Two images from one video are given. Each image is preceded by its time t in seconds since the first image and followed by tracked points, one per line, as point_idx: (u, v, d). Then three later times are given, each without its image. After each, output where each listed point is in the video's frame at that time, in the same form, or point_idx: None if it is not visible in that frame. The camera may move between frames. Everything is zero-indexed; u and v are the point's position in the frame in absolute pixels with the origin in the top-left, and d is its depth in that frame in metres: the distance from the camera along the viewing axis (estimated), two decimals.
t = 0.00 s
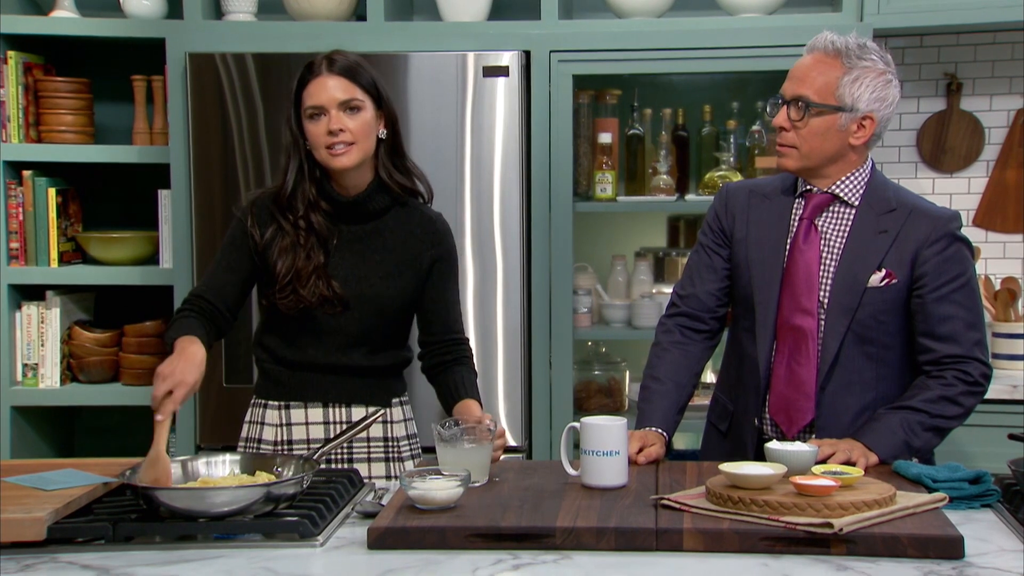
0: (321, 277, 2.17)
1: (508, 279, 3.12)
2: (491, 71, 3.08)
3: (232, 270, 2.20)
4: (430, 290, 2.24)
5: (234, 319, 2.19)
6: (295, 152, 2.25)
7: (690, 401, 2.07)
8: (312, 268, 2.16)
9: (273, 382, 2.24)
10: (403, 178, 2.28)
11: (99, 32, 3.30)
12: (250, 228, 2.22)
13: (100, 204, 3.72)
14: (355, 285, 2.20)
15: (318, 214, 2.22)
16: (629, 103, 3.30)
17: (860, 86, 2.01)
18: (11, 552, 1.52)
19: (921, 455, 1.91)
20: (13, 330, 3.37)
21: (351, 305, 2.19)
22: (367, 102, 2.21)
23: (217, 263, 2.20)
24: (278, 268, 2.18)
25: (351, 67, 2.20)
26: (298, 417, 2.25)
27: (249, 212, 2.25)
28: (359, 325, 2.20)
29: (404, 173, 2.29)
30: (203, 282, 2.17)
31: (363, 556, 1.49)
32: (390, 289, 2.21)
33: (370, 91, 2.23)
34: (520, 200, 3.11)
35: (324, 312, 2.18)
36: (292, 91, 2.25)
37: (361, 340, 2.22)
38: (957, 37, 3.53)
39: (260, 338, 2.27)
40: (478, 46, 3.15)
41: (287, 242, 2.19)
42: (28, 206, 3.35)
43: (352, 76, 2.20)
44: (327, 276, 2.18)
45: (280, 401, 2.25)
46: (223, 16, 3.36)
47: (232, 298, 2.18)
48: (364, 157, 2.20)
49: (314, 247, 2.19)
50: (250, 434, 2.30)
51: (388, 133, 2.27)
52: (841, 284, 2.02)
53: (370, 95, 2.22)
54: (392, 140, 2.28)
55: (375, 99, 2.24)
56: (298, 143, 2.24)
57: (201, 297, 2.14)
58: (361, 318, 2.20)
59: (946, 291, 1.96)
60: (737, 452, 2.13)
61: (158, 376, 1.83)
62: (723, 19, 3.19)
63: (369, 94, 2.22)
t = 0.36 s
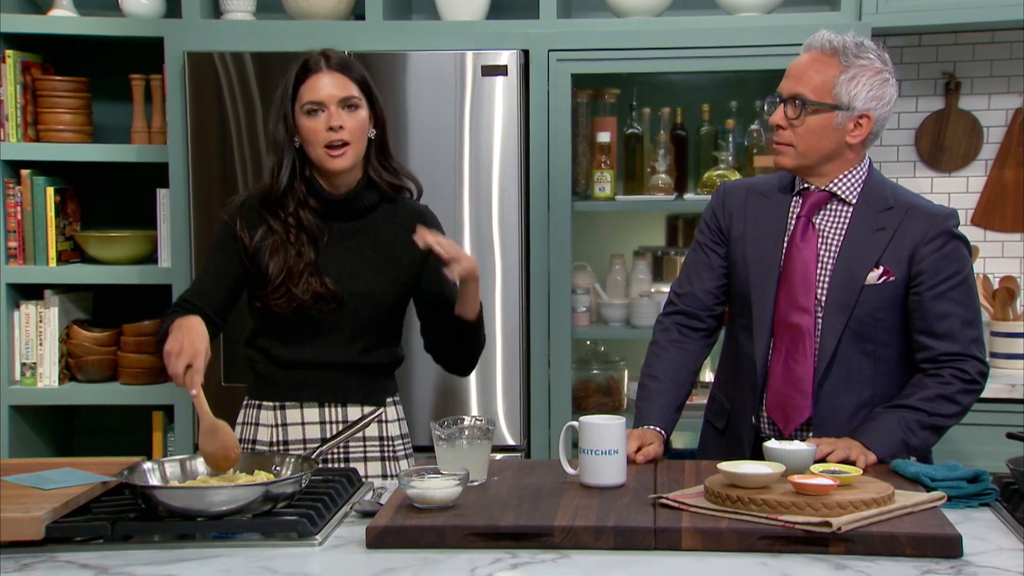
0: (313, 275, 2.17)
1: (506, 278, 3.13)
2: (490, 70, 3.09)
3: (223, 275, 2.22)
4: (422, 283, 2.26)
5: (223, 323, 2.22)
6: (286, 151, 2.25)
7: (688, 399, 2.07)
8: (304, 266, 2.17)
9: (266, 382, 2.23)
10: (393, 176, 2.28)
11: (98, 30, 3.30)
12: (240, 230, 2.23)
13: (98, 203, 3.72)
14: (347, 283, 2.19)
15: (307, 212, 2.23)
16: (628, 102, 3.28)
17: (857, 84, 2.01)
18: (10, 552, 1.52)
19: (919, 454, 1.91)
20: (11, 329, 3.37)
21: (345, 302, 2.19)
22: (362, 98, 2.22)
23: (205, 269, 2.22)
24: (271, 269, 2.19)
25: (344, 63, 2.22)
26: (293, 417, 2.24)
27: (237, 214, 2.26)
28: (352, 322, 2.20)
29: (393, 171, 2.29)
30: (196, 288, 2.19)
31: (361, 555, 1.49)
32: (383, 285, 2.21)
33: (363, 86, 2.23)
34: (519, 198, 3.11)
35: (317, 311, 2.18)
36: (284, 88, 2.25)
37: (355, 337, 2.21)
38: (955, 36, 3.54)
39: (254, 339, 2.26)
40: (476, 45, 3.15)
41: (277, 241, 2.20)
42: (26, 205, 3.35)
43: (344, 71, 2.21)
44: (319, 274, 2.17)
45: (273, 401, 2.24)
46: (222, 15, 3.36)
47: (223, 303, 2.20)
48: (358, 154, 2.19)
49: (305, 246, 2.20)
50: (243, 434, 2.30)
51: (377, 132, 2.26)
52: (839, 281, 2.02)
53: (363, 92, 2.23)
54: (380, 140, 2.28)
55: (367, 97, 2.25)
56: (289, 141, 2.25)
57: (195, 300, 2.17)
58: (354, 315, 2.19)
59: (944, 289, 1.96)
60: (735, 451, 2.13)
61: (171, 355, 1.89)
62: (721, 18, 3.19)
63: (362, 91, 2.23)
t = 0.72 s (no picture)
0: (305, 274, 2.17)
1: (506, 277, 3.13)
2: (489, 70, 3.09)
3: (219, 275, 2.23)
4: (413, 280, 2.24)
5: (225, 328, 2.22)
6: (282, 150, 2.26)
7: (687, 399, 2.07)
8: (297, 263, 2.17)
9: (260, 381, 2.24)
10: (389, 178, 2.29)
11: (98, 31, 3.30)
12: (234, 229, 2.24)
13: (98, 202, 3.72)
14: (339, 281, 2.20)
15: (302, 211, 2.24)
16: (627, 102, 3.28)
17: (854, 85, 2.01)
18: (9, 552, 1.52)
19: (919, 455, 1.91)
20: (11, 330, 3.37)
21: (337, 301, 2.18)
22: (357, 96, 2.22)
23: (203, 268, 2.24)
24: (263, 268, 2.19)
25: (342, 62, 2.23)
26: (285, 417, 2.23)
27: (233, 214, 2.27)
28: (346, 321, 2.19)
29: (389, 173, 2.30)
30: (193, 290, 2.20)
31: (361, 555, 1.49)
32: (377, 284, 2.21)
33: (360, 85, 2.24)
34: (519, 198, 3.11)
35: (310, 309, 2.18)
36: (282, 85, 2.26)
37: (349, 336, 2.20)
38: (955, 36, 3.54)
39: (249, 339, 2.26)
40: (476, 45, 3.15)
41: (266, 239, 2.20)
42: (26, 206, 3.35)
43: (341, 69, 2.22)
44: (312, 272, 2.18)
45: (266, 401, 2.23)
46: (221, 15, 3.36)
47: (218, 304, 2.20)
48: (353, 152, 2.19)
49: (298, 243, 2.20)
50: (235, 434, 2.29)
51: (375, 132, 2.27)
52: (837, 281, 2.03)
53: (359, 90, 2.24)
54: (378, 141, 2.28)
55: (364, 97, 2.25)
56: (284, 140, 2.26)
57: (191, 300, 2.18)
58: (348, 314, 2.19)
59: (942, 289, 1.96)
60: (734, 451, 2.13)
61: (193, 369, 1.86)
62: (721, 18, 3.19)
63: (358, 90, 2.23)
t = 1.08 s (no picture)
0: (305, 277, 2.17)
1: (503, 277, 3.13)
2: (486, 70, 3.09)
3: (217, 273, 2.21)
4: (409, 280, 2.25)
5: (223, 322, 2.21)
6: (279, 152, 2.26)
7: (684, 400, 2.07)
8: (297, 267, 2.17)
9: (251, 379, 2.23)
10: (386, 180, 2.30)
11: (94, 31, 3.30)
12: (232, 229, 2.23)
13: (94, 202, 3.72)
14: (339, 282, 2.20)
15: (300, 215, 2.23)
16: (624, 102, 3.28)
17: (851, 85, 2.01)
18: (5, 552, 1.52)
19: (916, 454, 1.91)
20: (7, 330, 3.37)
21: (334, 301, 2.19)
22: (352, 103, 2.21)
23: (201, 266, 2.22)
24: (261, 269, 2.18)
25: (337, 67, 2.21)
26: (278, 417, 2.23)
27: (229, 214, 2.26)
28: (342, 321, 2.20)
29: (386, 176, 2.30)
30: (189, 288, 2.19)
31: (357, 555, 1.49)
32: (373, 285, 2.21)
33: (356, 91, 2.23)
34: (515, 198, 3.11)
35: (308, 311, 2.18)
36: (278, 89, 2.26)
37: (345, 336, 2.21)
38: (951, 37, 3.54)
39: (244, 338, 2.26)
40: (472, 45, 3.15)
41: (269, 240, 2.20)
42: (22, 206, 3.35)
43: (337, 76, 2.21)
44: (309, 274, 2.18)
45: (259, 401, 2.23)
46: (218, 15, 3.36)
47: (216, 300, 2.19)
48: (348, 157, 2.20)
49: (297, 247, 2.20)
50: (230, 434, 2.29)
51: (372, 135, 2.28)
52: (834, 281, 2.03)
53: (354, 95, 2.23)
54: (375, 144, 2.29)
55: (359, 101, 2.24)
56: (281, 142, 2.26)
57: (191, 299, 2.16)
58: (344, 314, 2.19)
59: (939, 290, 1.97)
60: (731, 451, 2.14)
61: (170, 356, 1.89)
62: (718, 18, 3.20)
63: (354, 95, 2.23)
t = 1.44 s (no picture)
0: (299, 278, 2.17)
1: (498, 278, 3.12)
2: (481, 70, 3.08)
3: (211, 275, 2.21)
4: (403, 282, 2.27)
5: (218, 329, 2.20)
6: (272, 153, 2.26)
7: (680, 399, 2.07)
8: (291, 268, 2.17)
9: (248, 379, 2.23)
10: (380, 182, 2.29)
11: (90, 30, 3.29)
12: (226, 233, 2.22)
13: (89, 202, 3.71)
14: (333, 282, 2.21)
15: (294, 216, 2.23)
16: (619, 102, 3.28)
17: (848, 85, 2.01)
18: None
19: (910, 454, 1.91)
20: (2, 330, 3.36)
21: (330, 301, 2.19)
22: (344, 104, 2.21)
23: (194, 268, 2.22)
24: (255, 271, 2.18)
25: (329, 69, 2.21)
26: (275, 416, 2.23)
27: (223, 215, 2.25)
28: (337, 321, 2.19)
29: (379, 178, 2.30)
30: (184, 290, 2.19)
31: (352, 555, 1.48)
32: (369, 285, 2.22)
33: (349, 93, 2.23)
34: (510, 197, 3.11)
35: (303, 312, 2.18)
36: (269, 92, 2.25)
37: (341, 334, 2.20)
38: (945, 37, 3.55)
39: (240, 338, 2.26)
40: (467, 45, 3.15)
41: (259, 243, 2.19)
42: (16, 206, 3.35)
43: (329, 78, 2.21)
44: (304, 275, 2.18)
45: (256, 399, 2.23)
46: (213, 15, 3.36)
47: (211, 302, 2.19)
48: (342, 160, 2.20)
49: (291, 249, 2.20)
50: (225, 433, 2.28)
51: (364, 137, 2.28)
52: (829, 281, 2.03)
53: (347, 96, 2.22)
54: (368, 146, 2.29)
55: (352, 102, 2.24)
56: (274, 143, 2.25)
57: (185, 302, 2.17)
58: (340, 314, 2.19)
59: (934, 290, 1.97)
60: (726, 451, 2.14)
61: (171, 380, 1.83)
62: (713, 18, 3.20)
63: (346, 97, 2.23)
